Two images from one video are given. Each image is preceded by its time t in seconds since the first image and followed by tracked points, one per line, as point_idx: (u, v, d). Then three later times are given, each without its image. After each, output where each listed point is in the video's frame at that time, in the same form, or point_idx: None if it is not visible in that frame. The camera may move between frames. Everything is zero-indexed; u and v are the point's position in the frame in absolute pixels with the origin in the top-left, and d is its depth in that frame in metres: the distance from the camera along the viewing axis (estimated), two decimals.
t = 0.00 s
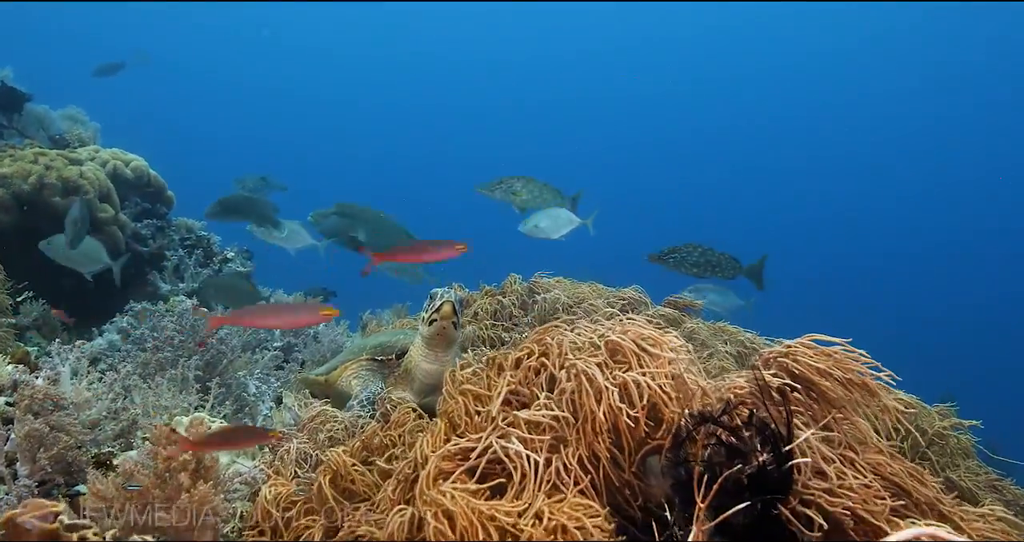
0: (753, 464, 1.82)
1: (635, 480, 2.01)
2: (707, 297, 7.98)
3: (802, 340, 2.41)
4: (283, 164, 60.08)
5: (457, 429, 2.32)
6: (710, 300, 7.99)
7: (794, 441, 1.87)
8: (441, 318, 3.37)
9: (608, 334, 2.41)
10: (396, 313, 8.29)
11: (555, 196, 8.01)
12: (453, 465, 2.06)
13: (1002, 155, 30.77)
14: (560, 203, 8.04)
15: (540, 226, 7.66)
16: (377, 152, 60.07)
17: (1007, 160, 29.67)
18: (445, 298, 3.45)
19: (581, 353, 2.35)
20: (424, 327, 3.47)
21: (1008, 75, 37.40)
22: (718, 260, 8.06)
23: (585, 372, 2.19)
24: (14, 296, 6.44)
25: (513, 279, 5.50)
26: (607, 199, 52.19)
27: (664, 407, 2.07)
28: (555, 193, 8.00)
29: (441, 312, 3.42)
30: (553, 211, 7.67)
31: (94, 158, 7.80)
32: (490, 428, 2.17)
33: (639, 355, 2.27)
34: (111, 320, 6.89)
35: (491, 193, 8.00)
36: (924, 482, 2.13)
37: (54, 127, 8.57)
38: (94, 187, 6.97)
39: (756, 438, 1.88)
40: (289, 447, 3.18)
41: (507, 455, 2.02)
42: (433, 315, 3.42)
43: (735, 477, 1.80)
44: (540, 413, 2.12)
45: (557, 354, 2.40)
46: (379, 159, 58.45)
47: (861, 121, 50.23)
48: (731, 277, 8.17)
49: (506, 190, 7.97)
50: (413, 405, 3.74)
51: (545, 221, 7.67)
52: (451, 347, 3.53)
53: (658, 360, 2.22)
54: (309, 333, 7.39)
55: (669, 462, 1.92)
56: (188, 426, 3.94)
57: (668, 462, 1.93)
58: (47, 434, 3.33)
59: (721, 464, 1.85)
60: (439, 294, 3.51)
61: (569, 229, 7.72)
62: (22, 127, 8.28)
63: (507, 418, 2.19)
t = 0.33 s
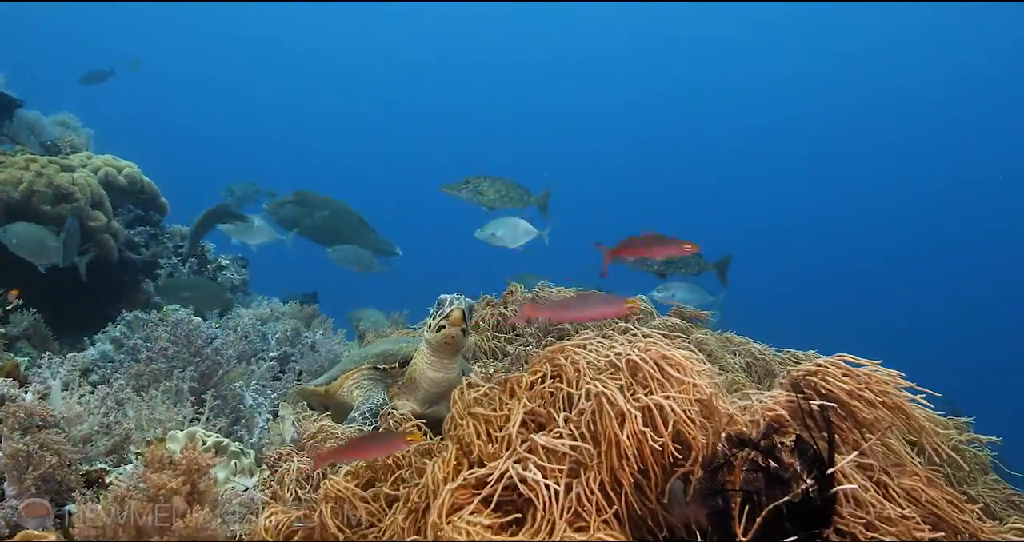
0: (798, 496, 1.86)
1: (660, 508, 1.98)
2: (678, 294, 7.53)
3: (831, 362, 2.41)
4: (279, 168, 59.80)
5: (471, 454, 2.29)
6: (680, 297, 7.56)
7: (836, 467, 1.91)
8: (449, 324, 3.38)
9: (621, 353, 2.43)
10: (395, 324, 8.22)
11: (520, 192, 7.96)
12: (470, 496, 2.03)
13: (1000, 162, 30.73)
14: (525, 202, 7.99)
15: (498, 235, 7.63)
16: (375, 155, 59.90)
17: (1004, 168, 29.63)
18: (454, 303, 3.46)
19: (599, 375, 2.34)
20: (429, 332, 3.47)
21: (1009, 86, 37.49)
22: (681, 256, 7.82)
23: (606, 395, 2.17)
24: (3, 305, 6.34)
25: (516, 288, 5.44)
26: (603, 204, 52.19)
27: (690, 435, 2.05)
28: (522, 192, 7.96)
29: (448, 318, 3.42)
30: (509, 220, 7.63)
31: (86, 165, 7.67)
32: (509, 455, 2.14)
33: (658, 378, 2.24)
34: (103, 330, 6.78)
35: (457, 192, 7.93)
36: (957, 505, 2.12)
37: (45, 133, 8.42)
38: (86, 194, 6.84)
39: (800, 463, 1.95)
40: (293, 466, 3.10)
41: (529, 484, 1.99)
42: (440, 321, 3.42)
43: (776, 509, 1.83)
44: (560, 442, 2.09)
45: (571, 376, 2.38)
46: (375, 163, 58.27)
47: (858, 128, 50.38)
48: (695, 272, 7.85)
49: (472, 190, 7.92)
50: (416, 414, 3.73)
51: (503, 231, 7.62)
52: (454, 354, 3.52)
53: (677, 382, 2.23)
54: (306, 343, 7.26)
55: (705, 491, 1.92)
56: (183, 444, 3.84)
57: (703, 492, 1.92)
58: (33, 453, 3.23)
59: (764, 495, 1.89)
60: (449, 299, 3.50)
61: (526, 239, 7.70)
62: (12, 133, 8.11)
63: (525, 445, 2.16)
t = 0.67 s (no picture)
0: (841, 517, 1.82)
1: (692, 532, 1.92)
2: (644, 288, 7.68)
3: (860, 374, 2.39)
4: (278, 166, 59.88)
5: (486, 470, 2.23)
6: (649, 290, 7.70)
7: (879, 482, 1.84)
8: (458, 327, 3.33)
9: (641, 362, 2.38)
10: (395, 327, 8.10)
11: (483, 187, 8.03)
12: (488, 520, 1.99)
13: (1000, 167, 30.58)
14: (489, 197, 8.10)
15: (457, 234, 8.37)
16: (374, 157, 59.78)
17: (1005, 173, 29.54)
18: (463, 305, 3.41)
19: (621, 388, 2.28)
20: (437, 335, 3.43)
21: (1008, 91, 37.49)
22: (643, 249, 8.04)
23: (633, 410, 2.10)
24: None
25: (518, 293, 5.37)
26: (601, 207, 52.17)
27: (717, 449, 1.99)
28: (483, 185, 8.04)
29: (457, 320, 3.38)
30: (469, 221, 8.35)
31: (80, 167, 7.58)
32: (527, 471, 2.09)
33: (680, 393, 2.19)
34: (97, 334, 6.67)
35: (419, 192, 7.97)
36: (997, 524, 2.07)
37: (37, 134, 8.26)
38: (79, 197, 6.71)
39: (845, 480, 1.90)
40: (295, 482, 3.00)
41: (552, 505, 1.95)
42: (449, 324, 3.37)
43: (824, 535, 1.77)
44: (581, 462, 2.05)
45: (590, 389, 2.33)
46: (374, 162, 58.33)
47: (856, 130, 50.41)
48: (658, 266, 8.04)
49: (433, 187, 7.95)
50: (421, 418, 3.62)
51: (462, 230, 8.35)
52: (463, 357, 3.47)
53: (704, 396, 2.17)
54: (304, 347, 7.13)
55: (740, 513, 1.88)
56: (181, 456, 3.73)
57: (738, 514, 1.89)
58: (22, 466, 3.15)
59: (806, 519, 1.83)
60: (457, 302, 3.46)
61: (483, 238, 8.43)
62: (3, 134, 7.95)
63: (541, 461, 2.11)
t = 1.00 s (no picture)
0: None
1: None
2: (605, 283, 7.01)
3: (896, 381, 2.40)
4: (279, 166, 59.97)
5: (502, 484, 2.13)
6: (613, 284, 7.06)
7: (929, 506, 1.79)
8: (468, 328, 3.31)
9: (664, 370, 2.30)
10: (395, 329, 8.00)
11: (445, 184, 7.90)
12: (505, 538, 1.90)
13: (1001, 171, 30.50)
14: (450, 192, 7.96)
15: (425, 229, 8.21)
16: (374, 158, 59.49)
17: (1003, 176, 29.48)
18: (472, 306, 3.38)
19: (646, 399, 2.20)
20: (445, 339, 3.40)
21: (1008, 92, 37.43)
22: (605, 241, 7.80)
23: (660, 420, 2.02)
24: None
25: (525, 296, 5.32)
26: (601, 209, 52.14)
27: (749, 464, 1.92)
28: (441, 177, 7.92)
29: (466, 322, 3.36)
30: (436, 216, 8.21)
31: (76, 166, 7.50)
32: (545, 486, 2.02)
33: (713, 407, 2.11)
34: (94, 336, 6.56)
35: (378, 185, 7.82)
36: None
37: (32, 132, 8.12)
38: (75, 198, 6.61)
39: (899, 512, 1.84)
40: (298, 493, 2.91)
41: (574, 523, 1.86)
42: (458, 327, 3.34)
43: None
44: (605, 478, 1.97)
45: (613, 399, 2.23)
46: (373, 163, 58.16)
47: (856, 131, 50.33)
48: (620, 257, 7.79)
49: (393, 180, 7.81)
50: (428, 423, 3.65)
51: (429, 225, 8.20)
52: (472, 362, 3.44)
53: (737, 409, 2.10)
54: (304, 350, 7.02)
55: None
56: (180, 464, 3.59)
57: None
58: (18, 476, 3.09)
59: None
60: (466, 303, 3.42)
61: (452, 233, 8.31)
62: None
63: (561, 474, 2.03)
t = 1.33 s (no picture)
0: None
1: None
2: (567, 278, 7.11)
3: (930, 392, 2.33)
4: (279, 166, 59.84)
5: (517, 500, 2.03)
6: (576, 276, 7.44)
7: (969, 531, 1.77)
8: (477, 332, 3.23)
9: (686, 377, 2.21)
10: (394, 331, 7.90)
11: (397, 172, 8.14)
12: None
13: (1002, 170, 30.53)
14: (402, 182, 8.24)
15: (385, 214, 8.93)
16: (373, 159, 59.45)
17: (1002, 176, 29.47)
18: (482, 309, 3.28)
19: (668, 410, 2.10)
20: (452, 341, 3.34)
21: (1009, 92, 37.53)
22: (567, 236, 7.83)
23: (685, 434, 1.91)
24: None
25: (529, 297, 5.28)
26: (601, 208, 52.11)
27: (781, 482, 1.84)
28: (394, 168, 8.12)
29: (476, 325, 3.28)
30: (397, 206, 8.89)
31: (72, 165, 7.41)
32: (562, 503, 1.91)
33: (743, 421, 2.00)
34: (89, 337, 6.45)
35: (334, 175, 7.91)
36: None
37: (26, 131, 8.02)
38: (71, 196, 6.50)
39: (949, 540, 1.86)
40: (299, 507, 2.78)
41: None
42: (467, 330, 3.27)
43: None
44: (628, 495, 1.87)
45: (633, 409, 2.13)
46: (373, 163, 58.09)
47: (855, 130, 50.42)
48: (581, 254, 7.92)
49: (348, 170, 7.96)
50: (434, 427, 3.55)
51: (389, 211, 8.91)
52: (480, 365, 3.37)
53: (767, 423, 1.99)
54: (303, 352, 6.91)
55: None
56: (177, 472, 3.43)
57: None
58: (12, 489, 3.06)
59: None
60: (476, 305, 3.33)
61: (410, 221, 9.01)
62: None
63: (579, 490, 1.94)
